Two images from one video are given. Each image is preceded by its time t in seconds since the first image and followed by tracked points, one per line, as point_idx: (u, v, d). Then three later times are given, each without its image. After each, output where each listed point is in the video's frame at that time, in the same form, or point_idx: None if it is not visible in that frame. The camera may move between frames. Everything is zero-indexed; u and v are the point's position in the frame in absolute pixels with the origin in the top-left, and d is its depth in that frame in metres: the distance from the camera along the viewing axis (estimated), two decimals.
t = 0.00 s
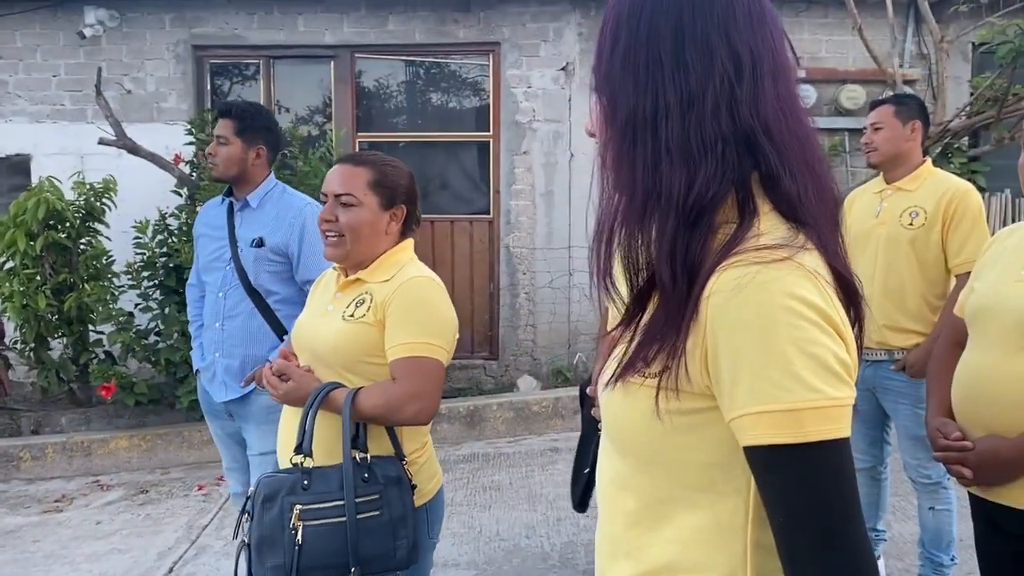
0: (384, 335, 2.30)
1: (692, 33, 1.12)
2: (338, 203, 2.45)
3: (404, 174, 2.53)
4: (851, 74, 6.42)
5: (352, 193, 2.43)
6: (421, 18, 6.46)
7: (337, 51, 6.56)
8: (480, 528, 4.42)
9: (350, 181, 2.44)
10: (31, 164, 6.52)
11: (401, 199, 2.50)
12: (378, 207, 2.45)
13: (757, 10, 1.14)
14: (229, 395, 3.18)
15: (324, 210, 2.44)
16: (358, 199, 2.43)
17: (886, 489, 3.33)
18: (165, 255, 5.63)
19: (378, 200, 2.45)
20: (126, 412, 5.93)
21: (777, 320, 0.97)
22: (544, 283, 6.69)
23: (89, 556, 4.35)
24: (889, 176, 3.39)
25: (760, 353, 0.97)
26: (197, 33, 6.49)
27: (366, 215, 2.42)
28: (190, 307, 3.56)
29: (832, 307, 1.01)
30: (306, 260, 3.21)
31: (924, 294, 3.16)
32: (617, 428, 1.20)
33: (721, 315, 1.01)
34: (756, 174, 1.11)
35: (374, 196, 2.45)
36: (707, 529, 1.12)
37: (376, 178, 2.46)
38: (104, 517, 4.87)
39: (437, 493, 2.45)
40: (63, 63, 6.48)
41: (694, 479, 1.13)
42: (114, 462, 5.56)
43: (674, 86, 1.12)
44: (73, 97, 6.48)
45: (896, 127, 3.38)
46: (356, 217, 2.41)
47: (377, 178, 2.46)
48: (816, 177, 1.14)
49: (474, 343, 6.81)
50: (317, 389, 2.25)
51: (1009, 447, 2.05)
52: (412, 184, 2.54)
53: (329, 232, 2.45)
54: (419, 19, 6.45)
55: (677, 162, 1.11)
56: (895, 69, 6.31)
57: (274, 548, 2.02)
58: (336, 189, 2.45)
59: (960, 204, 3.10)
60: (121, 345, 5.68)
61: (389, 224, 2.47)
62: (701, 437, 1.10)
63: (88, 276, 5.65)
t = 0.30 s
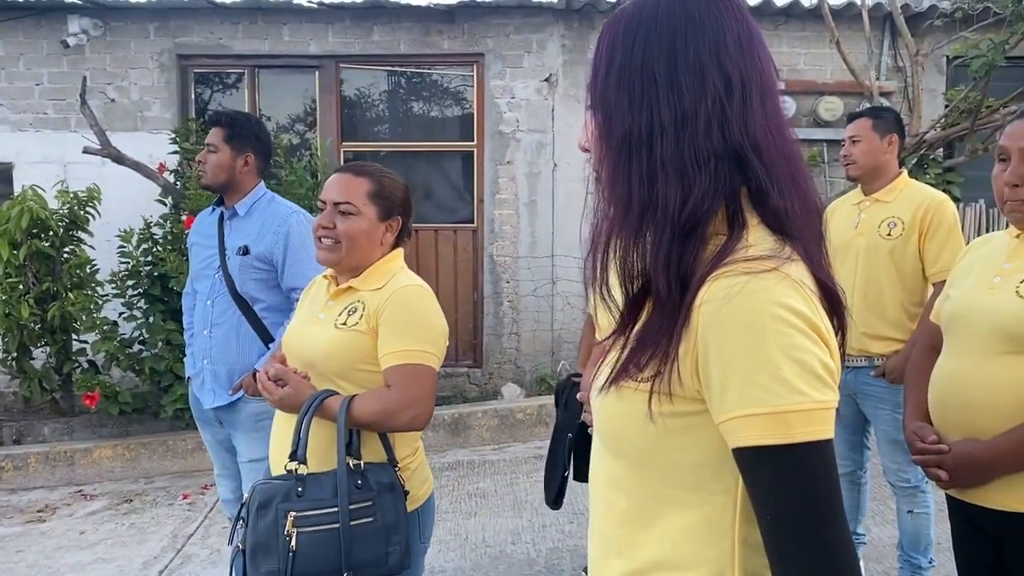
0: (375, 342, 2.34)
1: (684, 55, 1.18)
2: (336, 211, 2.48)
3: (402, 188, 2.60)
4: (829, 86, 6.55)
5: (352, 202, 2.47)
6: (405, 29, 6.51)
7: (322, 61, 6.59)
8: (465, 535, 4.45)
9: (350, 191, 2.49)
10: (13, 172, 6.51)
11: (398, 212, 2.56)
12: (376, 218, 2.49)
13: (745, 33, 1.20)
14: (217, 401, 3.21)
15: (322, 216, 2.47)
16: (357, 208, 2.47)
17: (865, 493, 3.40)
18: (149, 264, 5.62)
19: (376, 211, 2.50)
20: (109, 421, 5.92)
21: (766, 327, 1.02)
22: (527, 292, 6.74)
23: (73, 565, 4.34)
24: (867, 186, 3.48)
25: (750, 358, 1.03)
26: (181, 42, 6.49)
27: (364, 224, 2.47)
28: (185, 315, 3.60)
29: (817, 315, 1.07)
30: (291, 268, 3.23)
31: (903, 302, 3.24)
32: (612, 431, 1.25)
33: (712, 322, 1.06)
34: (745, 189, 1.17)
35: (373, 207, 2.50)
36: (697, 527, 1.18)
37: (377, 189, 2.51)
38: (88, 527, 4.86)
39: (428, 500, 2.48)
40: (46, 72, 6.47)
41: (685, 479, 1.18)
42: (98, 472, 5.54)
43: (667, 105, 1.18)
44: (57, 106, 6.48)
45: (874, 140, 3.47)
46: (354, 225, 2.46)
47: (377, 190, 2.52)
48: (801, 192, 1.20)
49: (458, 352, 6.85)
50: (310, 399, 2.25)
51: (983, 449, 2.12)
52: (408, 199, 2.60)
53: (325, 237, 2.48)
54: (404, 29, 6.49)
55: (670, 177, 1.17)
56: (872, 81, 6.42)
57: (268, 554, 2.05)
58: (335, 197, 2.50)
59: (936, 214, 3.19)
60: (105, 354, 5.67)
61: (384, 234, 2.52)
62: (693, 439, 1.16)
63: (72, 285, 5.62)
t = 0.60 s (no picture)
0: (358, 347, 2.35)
1: (663, 65, 1.20)
2: (319, 236, 2.44)
3: (389, 211, 2.50)
4: (815, 94, 6.61)
5: (334, 231, 2.41)
6: (395, 36, 6.52)
7: (311, 67, 6.61)
8: (454, 540, 4.46)
9: (332, 219, 2.42)
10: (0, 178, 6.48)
11: (383, 239, 2.48)
12: (358, 248, 2.44)
13: (725, 43, 1.21)
14: (206, 407, 3.19)
15: (304, 239, 2.44)
16: (339, 237, 2.41)
17: (851, 497, 3.43)
18: (138, 270, 5.61)
19: (359, 241, 2.43)
20: (97, 428, 5.90)
21: (747, 330, 1.04)
22: (516, 297, 6.76)
23: (59, 573, 4.32)
24: (853, 194, 3.51)
25: (730, 361, 1.04)
26: (170, 48, 6.48)
27: (345, 255, 2.42)
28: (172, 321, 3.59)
29: (796, 319, 1.09)
30: (279, 274, 3.24)
31: (888, 308, 3.27)
32: (596, 433, 1.27)
33: (693, 326, 1.08)
34: (724, 196, 1.18)
35: (356, 236, 2.43)
36: (678, 528, 1.19)
37: (360, 218, 2.43)
38: (74, 533, 4.83)
39: (416, 504, 2.50)
40: (34, 77, 6.45)
41: (667, 481, 1.19)
42: (84, 478, 5.51)
43: (646, 114, 1.20)
44: (44, 112, 6.46)
45: (859, 148, 3.51)
46: (335, 256, 2.41)
47: (361, 218, 2.44)
48: (781, 198, 1.22)
49: (447, 357, 6.86)
50: (299, 400, 2.27)
51: (971, 452, 2.14)
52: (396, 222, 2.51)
53: (307, 256, 2.47)
54: (393, 36, 6.52)
55: (651, 185, 1.19)
56: (858, 89, 6.48)
57: (259, 554, 2.04)
58: (319, 222, 2.44)
59: (920, 221, 3.23)
60: (92, 361, 5.64)
61: (367, 261, 2.47)
62: (675, 440, 1.17)
63: (59, 291, 5.60)
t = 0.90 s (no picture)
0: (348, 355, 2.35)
1: (649, 72, 1.22)
2: (296, 233, 2.48)
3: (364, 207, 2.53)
4: (809, 100, 6.63)
5: (308, 227, 2.45)
6: (390, 42, 6.54)
7: (306, 72, 6.62)
8: (448, 546, 4.46)
9: (306, 215, 2.46)
10: None
11: (359, 233, 2.51)
12: (333, 242, 2.47)
13: (710, 51, 1.23)
14: (203, 413, 3.21)
15: (283, 238, 2.49)
16: (313, 232, 2.45)
17: (844, 501, 3.44)
18: (132, 275, 5.60)
19: (333, 235, 2.47)
20: (90, 433, 5.89)
21: (728, 333, 1.05)
22: (510, 303, 6.77)
23: None
24: (844, 201, 3.53)
25: (712, 365, 1.05)
26: (164, 53, 6.49)
27: (319, 249, 2.45)
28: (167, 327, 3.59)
29: (778, 323, 1.10)
30: (276, 279, 3.23)
31: (880, 314, 3.28)
32: (582, 436, 1.28)
33: (676, 329, 1.09)
34: (709, 201, 1.20)
35: (329, 230, 2.46)
36: (662, 530, 1.20)
37: (333, 212, 2.47)
38: (67, 539, 4.82)
39: (408, 507, 2.51)
40: (28, 82, 6.45)
41: (652, 483, 1.20)
42: (77, 484, 5.50)
43: (631, 122, 1.22)
44: (38, 117, 6.46)
45: (852, 154, 3.53)
46: (310, 251, 2.45)
47: (333, 213, 2.47)
48: (764, 205, 1.23)
49: (441, 363, 6.86)
50: (288, 409, 2.29)
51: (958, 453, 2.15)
52: (370, 216, 2.54)
53: (288, 257, 2.51)
54: (388, 42, 6.53)
55: (636, 191, 1.20)
56: (851, 96, 6.52)
57: (246, 564, 2.06)
58: (296, 220, 2.49)
59: (911, 227, 3.25)
60: (85, 366, 5.63)
61: (344, 257, 2.49)
62: (659, 442, 1.18)
63: (52, 296, 5.59)
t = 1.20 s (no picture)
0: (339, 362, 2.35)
1: (635, 85, 1.24)
2: (292, 233, 2.53)
3: (356, 206, 2.56)
4: (806, 107, 6.65)
5: (301, 225, 2.49)
6: (388, 48, 6.55)
7: (305, 78, 6.63)
8: (445, 552, 4.45)
9: (299, 213, 2.51)
10: None
11: (351, 231, 2.52)
12: (324, 238, 2.49)
13: (696, 64, 1.25)
14: (203, 420, 3.21)
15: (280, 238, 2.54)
16: (305, 230, 2.49)
17: (841, 508, 3.45)
18: (130, 280, 5.60)
19: (325, 231, 2.49)
20: (87, 438, 5.89)
21: (711, 341, 1.06)
22: (508, 309, 6.77)
23: None
24: (840, 209, 3.54)
25: (694, 373, 1.06)
26: (163, 59, 6.50)
27: (311, 245, 2.48)
28: (164, 334, 3.59)
29: (762, 332, 1.11)
30: (277, 285, 3.24)
31: (876, 321, 3.28)
32: (570, 444, 1.29)
33: (661, 338, 1.10)
34: (694, 212, 1.21)
35: (321, 227, 2.49)
36: (649, 537, 1.20)
37: (325, 210, 2.50)
38: (63, 545, 4.81)
39: (399, 517, 2.50)
40: (27, 88, 6.45)
41: (639, 490, 1.20)
42: (74, 490, 5.49)
43: (618, 134, 1.24)
44: (37, 122, 6.46)
45: (847, 161, 3.54)
46: (302, 248, 2.49)
47: (326, 210, 2.50)
48: (749, 215, 1.25)
49: (439, 368, 6.86)
50: (273, 415, 2.29)
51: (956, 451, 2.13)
52: (364, 216, 2.57)
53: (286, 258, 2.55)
54: (386, 48, 6.55)
55: (622, 201, 1.22)
56: (848, 103, 6.53)
57: (220, 564, 2.12)
58: (291, 220, 2.54)
59: (907, 235, 3.26)
60: (83, 371, 5.63)
61: (336, 254, 2.50)
62: (646, 449, 1.18)
63: (50, 301, 5.59)
